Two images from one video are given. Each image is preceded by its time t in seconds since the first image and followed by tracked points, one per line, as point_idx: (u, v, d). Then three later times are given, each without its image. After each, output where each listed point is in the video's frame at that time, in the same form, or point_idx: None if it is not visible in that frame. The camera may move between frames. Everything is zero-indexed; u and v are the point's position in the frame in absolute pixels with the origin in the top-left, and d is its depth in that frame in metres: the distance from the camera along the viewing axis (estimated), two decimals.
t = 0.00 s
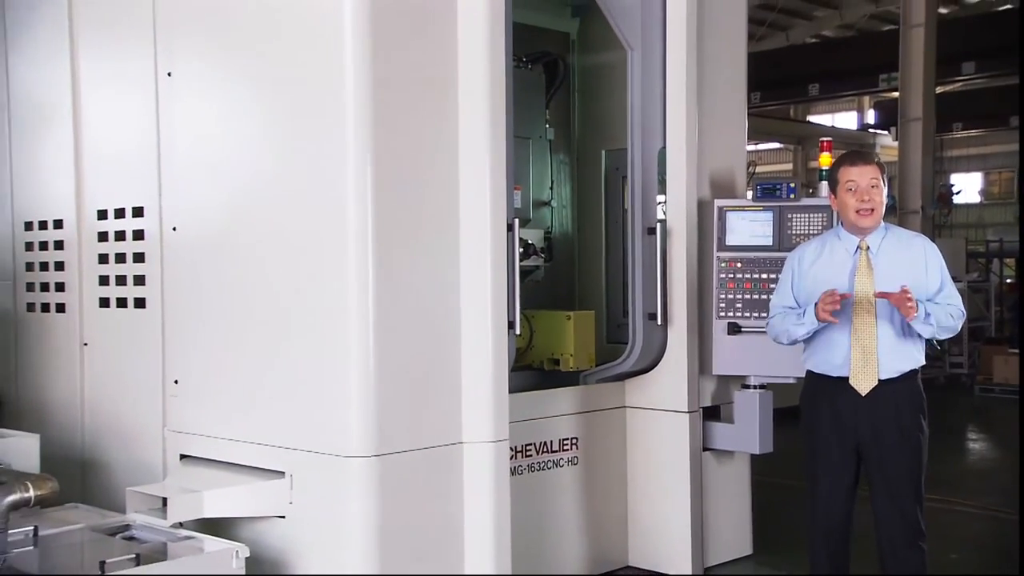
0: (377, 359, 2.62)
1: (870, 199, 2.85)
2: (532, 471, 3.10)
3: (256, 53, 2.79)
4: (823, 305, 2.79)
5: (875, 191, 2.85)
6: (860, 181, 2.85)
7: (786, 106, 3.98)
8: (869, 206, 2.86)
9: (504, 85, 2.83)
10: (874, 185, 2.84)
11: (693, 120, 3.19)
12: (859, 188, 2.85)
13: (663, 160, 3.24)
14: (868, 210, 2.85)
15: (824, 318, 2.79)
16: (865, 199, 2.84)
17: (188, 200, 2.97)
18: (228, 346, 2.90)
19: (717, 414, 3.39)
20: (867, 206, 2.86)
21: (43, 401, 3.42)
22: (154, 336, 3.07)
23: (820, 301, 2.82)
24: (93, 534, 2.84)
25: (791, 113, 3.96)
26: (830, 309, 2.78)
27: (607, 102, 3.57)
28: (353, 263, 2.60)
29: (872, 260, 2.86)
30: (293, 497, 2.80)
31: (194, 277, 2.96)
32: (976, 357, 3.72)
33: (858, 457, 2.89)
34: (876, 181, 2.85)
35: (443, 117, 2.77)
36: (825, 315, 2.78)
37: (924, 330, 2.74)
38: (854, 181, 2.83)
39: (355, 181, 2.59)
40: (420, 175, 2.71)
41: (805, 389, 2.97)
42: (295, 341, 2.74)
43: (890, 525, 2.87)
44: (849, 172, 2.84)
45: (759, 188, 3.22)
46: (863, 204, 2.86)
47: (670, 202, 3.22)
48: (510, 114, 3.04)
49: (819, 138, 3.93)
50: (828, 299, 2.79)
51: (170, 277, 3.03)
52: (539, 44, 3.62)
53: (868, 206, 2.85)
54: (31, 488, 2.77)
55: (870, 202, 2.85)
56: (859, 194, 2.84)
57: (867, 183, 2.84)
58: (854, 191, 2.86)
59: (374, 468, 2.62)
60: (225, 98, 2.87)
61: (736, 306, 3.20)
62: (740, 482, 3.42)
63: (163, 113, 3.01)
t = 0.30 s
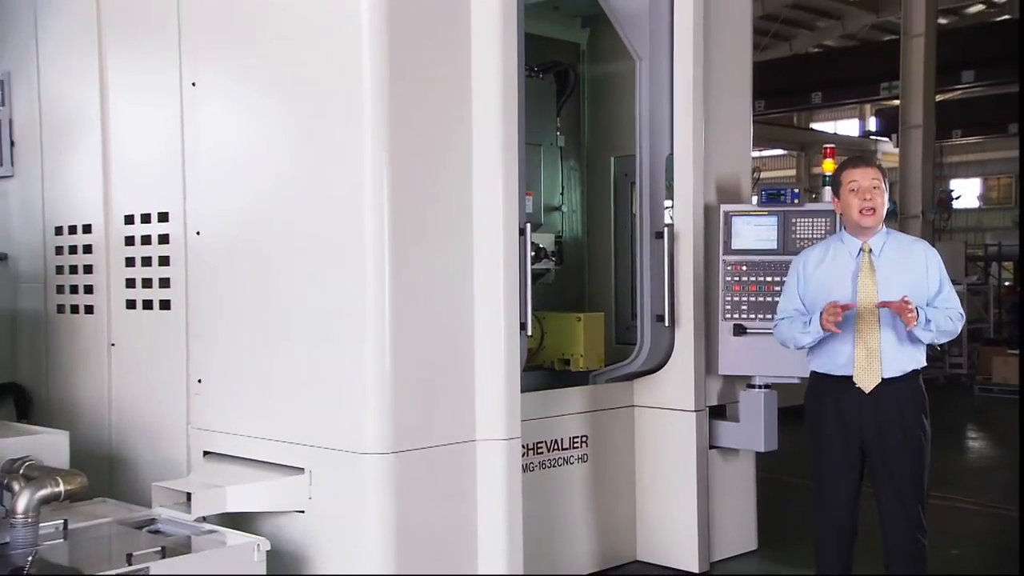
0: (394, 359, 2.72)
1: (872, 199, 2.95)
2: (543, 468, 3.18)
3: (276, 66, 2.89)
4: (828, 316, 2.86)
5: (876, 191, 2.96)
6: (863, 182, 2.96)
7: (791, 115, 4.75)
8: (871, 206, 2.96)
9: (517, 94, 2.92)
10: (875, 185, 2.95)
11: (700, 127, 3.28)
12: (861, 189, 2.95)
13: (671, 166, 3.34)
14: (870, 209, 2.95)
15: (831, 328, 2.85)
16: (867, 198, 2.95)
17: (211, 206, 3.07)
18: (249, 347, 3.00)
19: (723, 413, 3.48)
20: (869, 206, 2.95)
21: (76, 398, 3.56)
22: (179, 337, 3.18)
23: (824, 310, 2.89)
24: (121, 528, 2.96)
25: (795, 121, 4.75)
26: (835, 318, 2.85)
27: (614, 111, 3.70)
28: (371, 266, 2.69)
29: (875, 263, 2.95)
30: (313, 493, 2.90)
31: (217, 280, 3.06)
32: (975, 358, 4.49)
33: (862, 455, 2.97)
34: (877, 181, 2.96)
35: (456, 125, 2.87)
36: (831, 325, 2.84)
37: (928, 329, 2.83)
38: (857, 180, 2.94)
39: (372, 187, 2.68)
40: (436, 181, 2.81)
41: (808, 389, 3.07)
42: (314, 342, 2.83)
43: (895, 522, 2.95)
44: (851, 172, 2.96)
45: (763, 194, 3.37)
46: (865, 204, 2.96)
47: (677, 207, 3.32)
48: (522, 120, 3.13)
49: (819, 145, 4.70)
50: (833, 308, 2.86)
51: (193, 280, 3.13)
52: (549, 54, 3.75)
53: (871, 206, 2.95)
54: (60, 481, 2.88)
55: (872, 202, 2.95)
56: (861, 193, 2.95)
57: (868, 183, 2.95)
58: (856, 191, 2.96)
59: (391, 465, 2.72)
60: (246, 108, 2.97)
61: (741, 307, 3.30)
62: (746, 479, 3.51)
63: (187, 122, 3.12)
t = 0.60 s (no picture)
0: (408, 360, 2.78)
1: (874, 199, 3.02)
2: (553, 465, 3.27)
3: (293, 76, 2.98)
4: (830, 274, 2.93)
5: (879, 192, 3.02)
6: (865, 182, 3.02)
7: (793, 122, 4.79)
8: (873, 206, 3.02)
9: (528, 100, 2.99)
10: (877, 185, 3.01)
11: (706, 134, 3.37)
12: (863, 189, 3.01)
13: (678, 172, 3.42)
14: (872, 208, 3.02)
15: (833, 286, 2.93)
16: (869, 197, 3.01)
17: (232, 211, 3.17)
18: (268, 348, 3.09)
19: (728, 412, 3.57)
20: (870, 205, 3.02)
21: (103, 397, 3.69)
22: (200, 338, 3.29)
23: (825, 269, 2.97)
24: (145, 522, 3.06)
25: (796, 128, 4.80)
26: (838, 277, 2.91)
27: (623, 120, 3.80)
28: (386, 270, 2.75)
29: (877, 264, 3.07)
30: (330, 488, 2.98)
31: (237, 283, 3.17)
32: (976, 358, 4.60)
33: (864, 455, 3.06)
34: (880, 183, 3.02)
35: (468, 132, 2.92)
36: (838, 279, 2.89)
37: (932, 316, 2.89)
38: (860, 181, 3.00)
39: (386, 192, 2.75)
40: (446, 186, 2.87)
41: (811, 389, 3.18)
42: (331, 342, 2.92)
43: (897, 518, 3.02)
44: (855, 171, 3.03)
45: (767, 199, 3.42)
46: (867, 203, 3.02)
47: (684, 212, 3.40)
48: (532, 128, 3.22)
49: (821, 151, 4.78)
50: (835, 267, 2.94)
51: (214, 282, 3.23)
52: (559, 63, 3.83)
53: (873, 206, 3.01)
54: (88, 477, 2.96)
55: (874, 201, 3.02)
56: (864, 194, 3.01)
57: (871, 183, 3.01)
58: (859, 191, 3.03)
59: (404, 463, 2.78)
60: (265, 117, 3.07)
61: (747, 309, 3.38)
62: (750, 476, 3.60)
63: (208, 130, 3.23)
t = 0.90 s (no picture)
0: (422, 358, 2.88)
1: (874, 202, 3.10)
2: (562, 460, 3.37)
3: (312, 84, 3.09)
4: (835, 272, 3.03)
5: (879, 195, 3.10)
6: (867, 185, 3.09)
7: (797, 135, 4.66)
8: (873, 209, 3.10)
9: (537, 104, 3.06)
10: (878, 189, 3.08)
11: (710, 140, 3.47)
12: (865, 192, 3.09)
13: (684, 176, 3.51)
14: (872, 212, 3.10)
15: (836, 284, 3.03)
16: (870, 201, 3.09)
17: (252, 215, 3.29)
18: (287, 346, 3.20)
19: (732, 409, 3.68)
20: (871, 209, 3.10)
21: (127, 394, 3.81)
22: (221, 337, 3.40)
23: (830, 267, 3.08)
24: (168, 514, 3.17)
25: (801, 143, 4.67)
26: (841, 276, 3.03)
27: (631, 125, 3.90)
28: (400, 272, 2.85)
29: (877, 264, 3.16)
30: (347, 482, 3.09)
31: (257, 283, 3.28)
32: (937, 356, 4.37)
33: (864, 452, 3.15)
34: (880, 187, 3.10)
35: (480, 138, 3.03)
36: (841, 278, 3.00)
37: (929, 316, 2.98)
38: (862, 186, 3.07)
39: (402, 197, 2.85)
40: (459, 192, 2.97)
41: (813, 386, 3.28)
42: (348, 341, 3.02)
43: (897, 513, 3.11)
44: (857, 175, 3.10)
45: (770, 202, 3.49)
46: (867, 207, 3.10)
47: (689, 215, 3.51)
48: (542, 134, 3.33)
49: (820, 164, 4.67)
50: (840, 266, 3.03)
51: (235, 283, 3.35)
52: (569, 70, 3.95)
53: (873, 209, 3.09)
54: (114, 471, 3.08)
55: (874, 205, 3.09)
56: (864, 197, 3.09)
57: (872, 188, 3.08)
58: (860, 195, 3.11)
59: (418, 458, 2.88)
60: (284, 124, 3.17)
61: (750, 310, 3.48)
62: (753, 471, 3.71)
63: (229, 136, 3.34)
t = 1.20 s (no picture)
0: (436, 356, 2.99)
1: (872, 216, 3.19)
2: (570, 455, 3.48)
3: (327, 92, 3.20)
4: (843, 310, 3.04)
5: (877, 210, 3.18)
6: (867, 200, 3.18)
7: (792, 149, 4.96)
8: (870, 224, 3.19)
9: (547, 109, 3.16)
10: (877, 206, 3.16)
11: (713, 144, 3.58)
12: (864, 207, 3.18)
13: (688, 179, 3.63)
14: (869, 226, 3.19)
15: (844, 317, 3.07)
16: (868, 217, 3.18)
17: (271, 217, 3.41)
18: (306, 345, 3.32)
19: (735, 406, 3.79)
20: (868, 223, 3.19)
21: (152, 390, 3.96)
22: (241, 336, 3.53)
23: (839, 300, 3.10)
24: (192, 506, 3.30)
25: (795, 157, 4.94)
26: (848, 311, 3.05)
27: (637, 130, 4.02)
28: (415, 272, 2.97)
29: (876, 266, 3.21)
30: (362, 476, 3.20)
31: (276, 284, 3.40)
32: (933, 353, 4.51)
33: (862, 444, 3.25)
34: (879, 202, 3.18)
35: (492, 142, 3.12)
36: (849, 315, 3.04)
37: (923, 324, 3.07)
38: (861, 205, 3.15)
39: (416, 200, 2.96)
40: (471, 196, 3.07)
41: (814, 383, 3.38)
42: (364, 339, 3.13)
43: (892, 503, 3.22)
44: (858, 192, 3.17)
45: (772, 205, 3.67)
46: (865, 221, 3.20)
47: (694, 218, 3.62)
48: (551, 140, 3.45)
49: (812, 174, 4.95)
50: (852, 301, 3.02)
51: (255, 284, 3.47)
52: (577, 78, 4.08)
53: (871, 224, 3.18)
54: (139, 465, 3.20)
55: (872, 220, 3.19)
56: (863, 214, 3.18)
57: (871, 203, 3.17)
58: (859, 210, 3.20)
59: (432, 451, 3.00)
60: (302, 130, 3.30)
61: (752, 309, 3.60)
62: (755, 466, 3.82)
63: (249, 142, 3.47)
